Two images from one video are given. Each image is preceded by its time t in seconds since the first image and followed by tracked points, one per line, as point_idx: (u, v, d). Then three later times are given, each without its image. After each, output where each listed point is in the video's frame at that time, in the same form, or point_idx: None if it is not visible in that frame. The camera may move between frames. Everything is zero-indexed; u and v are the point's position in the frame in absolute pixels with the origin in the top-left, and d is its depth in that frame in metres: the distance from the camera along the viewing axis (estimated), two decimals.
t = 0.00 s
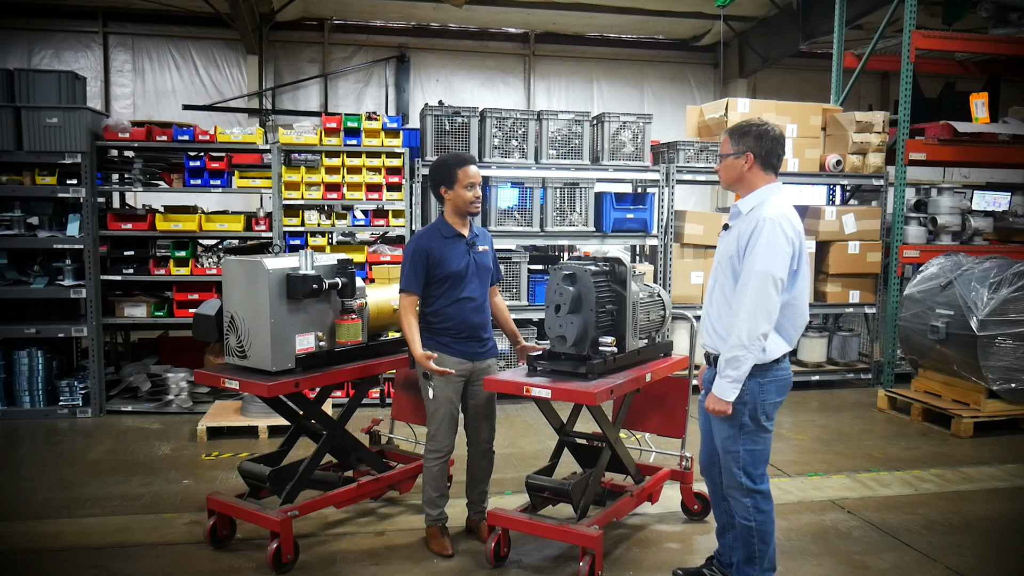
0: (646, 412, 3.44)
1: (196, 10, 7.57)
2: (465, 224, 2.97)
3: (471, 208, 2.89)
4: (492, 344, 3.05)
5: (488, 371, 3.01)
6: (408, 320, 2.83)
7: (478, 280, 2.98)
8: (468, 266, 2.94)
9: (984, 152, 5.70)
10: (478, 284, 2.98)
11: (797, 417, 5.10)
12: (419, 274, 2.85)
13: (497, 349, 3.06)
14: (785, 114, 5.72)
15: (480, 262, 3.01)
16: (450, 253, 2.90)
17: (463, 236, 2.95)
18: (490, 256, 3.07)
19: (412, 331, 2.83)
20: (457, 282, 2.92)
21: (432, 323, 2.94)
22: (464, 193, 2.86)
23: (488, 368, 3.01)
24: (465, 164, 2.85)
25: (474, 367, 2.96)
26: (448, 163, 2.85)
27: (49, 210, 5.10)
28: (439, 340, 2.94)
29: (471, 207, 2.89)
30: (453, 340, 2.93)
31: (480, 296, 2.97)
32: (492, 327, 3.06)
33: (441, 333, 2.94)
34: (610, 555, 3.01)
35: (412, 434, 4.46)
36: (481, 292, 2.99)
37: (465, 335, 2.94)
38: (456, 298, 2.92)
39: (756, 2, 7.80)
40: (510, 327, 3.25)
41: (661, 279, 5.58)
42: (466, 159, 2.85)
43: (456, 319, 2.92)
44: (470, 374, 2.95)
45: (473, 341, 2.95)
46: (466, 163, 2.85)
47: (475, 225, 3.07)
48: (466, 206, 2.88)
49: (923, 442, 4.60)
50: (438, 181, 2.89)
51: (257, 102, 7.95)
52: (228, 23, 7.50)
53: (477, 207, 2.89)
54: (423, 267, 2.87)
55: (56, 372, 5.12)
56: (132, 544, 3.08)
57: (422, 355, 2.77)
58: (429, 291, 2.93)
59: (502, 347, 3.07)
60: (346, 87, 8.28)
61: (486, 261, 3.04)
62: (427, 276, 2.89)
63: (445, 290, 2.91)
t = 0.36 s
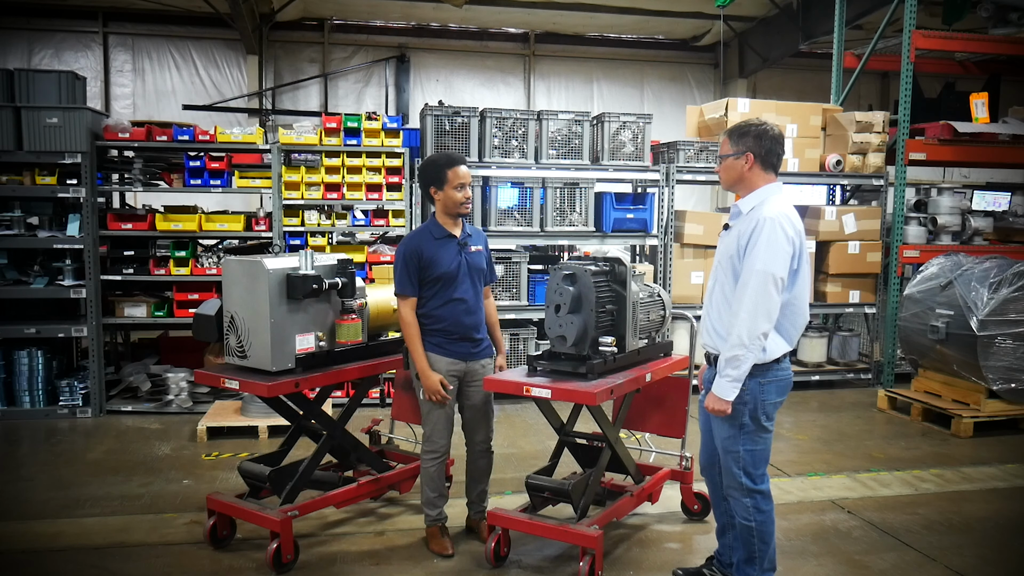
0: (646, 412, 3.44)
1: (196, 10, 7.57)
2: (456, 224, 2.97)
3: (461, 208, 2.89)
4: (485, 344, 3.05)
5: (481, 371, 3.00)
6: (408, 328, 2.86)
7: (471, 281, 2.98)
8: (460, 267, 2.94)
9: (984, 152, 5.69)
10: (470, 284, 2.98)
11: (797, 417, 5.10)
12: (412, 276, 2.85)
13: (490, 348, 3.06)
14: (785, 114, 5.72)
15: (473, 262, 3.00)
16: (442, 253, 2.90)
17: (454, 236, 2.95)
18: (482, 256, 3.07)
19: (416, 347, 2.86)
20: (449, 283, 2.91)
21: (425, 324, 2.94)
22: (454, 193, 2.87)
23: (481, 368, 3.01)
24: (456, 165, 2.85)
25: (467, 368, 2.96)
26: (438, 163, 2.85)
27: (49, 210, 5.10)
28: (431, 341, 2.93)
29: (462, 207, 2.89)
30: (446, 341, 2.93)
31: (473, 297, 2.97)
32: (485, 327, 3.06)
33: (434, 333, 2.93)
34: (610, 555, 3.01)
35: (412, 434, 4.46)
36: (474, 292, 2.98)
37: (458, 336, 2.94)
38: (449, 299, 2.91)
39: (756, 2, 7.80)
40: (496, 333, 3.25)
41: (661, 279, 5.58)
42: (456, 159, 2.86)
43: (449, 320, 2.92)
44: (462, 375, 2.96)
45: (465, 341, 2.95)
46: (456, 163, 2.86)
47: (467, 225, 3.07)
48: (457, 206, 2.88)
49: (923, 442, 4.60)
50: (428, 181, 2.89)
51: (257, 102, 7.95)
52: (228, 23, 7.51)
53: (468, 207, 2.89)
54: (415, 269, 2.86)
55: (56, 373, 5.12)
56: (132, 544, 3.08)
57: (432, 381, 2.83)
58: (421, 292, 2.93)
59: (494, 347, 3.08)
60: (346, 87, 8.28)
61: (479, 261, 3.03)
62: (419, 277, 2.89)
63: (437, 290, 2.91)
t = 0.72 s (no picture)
0: (646, 412, 3.44)
1: (196, 10, 7.57)
2: (448, 225, 2.97)
3: (454, 210, 2.88)
4: (481, 343, 3.05)
5: (477, 370, 3.01)
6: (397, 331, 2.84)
7: (464, 282, 2.97)
8: (453, 267, 2.94)
9: (984, 152, 5.70)
10: (463, 285, 2.97)
11: (797, 417, 5.10)
12: (404, 279, 2.85)
13: (486, 348, 3.07)
14: (785, 114, 5.72)
15: (467, 262, 2.99)
16: (434, 255, 2.90)
17: (447, 238, 2.95)
18: (477, 255, 3.06)
19: (400, 351, 2.83)
20: (442, 285, 2.91)
21: (419, 325, 2.95)
22: (445, 196, 2.86)
23: (477, 368, 3.01)
24: (447, 167, 2.84)
25: (461, 367, 2.97)
26: (428, 165, 2.84)
27: (49, 210, 5.10)
28: (425, 341, 2.94)
29: (455, 209, 2.89)
30: (440, 342, 2.94)
31: (466, 297, 2.97)
32: (479, 326, 3.06)
33: (427, 334, 2.94)
34: (610, 555, 3.01)
35: (412, 434, 4.46)
36: (467, 293, 2.98)
37: (451, 336, 2.94)
38: (442, 301, 2.92)
39: (756, 2, 7.80)
40: (501, 328, 3.24)
41: (661, 279, 5.57)
42: (448, 161, 2.85)
43: (442, 321, 2.92)
44: (456, 375, 2.96)
45: (459, 342, 2.96)
46: (447, 165, 2.84)
47: (461, 224, 3.06)
48: (449, 208, 2.88)
49: (923, 442, 4.60)
50: (419, 183, 2.88)
51: (257, 102, 7.95)
52: (228, 23, 7.51)
53: (460, 209, 2.89)
54: (408, 271, 2.86)
55: (56, 373, 5.12)
56: (132, 544, 3.08)
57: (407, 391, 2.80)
58: (414, 295, 2.93)
59: (491, 345, 3.07)
60: (346, 87, 8.28)
61: (473, 261, 3.02)
62: (412, 279, 2.89)
63: (430, 292, 2.91)
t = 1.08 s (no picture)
0: (646, 412, 3.44)
1: (196, 10, 7.57)
2: (453, 224, 2.97)
3: (458, 209, 2.89)
4: (483, 343, 3.05)
5: (479, 370, 3.01)
6: (404, 329, 2.86)
7: (468, 281, 2.97)
8: (456, 267, 2.94)
9: (984, 152, 5.70)
10: (467, 284, 2.97)
11: (798, 417, 5.10)
12: (408, 277, 2.85)
13: (488, 348, 3.07)
14: (785, 114, 5.72)
15: (471, 262, 2.99)
16: (438, 254, 2.90)
17: (451, 237, 2.95)
18: (481, 255, 3.06)
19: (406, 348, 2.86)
20: (446, 284, 2.91)
21: (422, 323, 2.95)
22: (451, 195, 2.86)
23: (479, 368, 3.01)
24: (453, 165, 2.84)
25: (464, 367, 2.97)
26: (435, 164, 2.85)
27: (49, 210, 5.10)
28: (428, 340, 2.94)
29: (460, 209, 2.89)
30: (442, 341, 2.94)
31: (470, 297, 2.97)
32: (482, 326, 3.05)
33: (431, 333, 2.94)
34: (610, 555, 3.01)
35: (412, 434, 4.46)
36: (470, 292, 2.98)
37: (454, 336, 2.94)
38: (445, 300, 2.92)
39: (756, 2, 7.80)
40: (502, 329, 3.23)
41: (661, 279, 5.57)
42: (456, 160, 2.86)
43: (446, 320, 2.93)
44: (458, 374, 2.96)
45: (461, 342, 2.96)
46: (454, 165, 2.85)
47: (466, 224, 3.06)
48: (453, 206, 2.88)
49: (923, 442, 4.60)
50: (425, 181, 2.89)
51: (257, 102, 7.95)
52: (228, 23, 7.51)
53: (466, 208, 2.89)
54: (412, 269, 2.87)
55: (56, 373, 5.12)
56: (132, 544, 3.08)
57: (419, 389, 2.84)
58: (418, 293, 2.93)
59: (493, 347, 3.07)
60: (346, 87, 8.28)
61: (477, 260, 3.02)
62: (416, 278, 2.89)
63: (434, 291, 2.92)
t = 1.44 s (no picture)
0: (646, 412, 3.44)
1: (196, 10, 7.57)
2: (468, 223, 2.98)
3: (474, 207, 2.90)
4: (497, 344, 3.04)
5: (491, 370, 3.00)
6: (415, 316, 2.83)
7: (482, 280, 2.98)
8: (471, 265, 2.94)
9: (984, 152, 5.70)
10: (481, 283, 2.97)
11: (798, 417, 5.10)
12: (421, 273, 2.87)
13: (502, 349, 3.06)
14: (785, 114, 5.72)
15: (485, 261, 3.00)
16: (452, 251, 2.91)
17: (465, 235, 2.96)
18: (495, 255, 3.06)
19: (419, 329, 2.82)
20: (459, 281, 2.92)
21: (435, 321, 2.96)
22: (467, 192, 2.88)
23: (492, 368, 3.00)
24: (469, 163, 2.86)
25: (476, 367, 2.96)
26: (453, 162, 2.86)
27: (49, 210, 5.10)
28: (441, 338, 2.95)
29: (476, 207, 2.90)
30: (456, 339, 2.94)
31: (484, 295, 2.97)
32: (496, 326, 3.05)
33: (444, 331, 2.95)
34: (610, 555, 3.01)
35: (412, 434, 4.46)
36: (484, 290, 2.98)
37: (467, 334, 2.94)
38: (459, 297, 2.92)
39: (756, 2, 7.80)
40: (512, 331, 3.24)
41: (661, 279, 5.57)
42: (473, 158, 2.87)
43: (459, 318, 2.93)
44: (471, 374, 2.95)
45: (474, 340, 2.96)
46: (472, 163, 2.87)
47: (480, 224, 3.07)
48: (470, 204, 2.89)
49: (923, 442, 4.60)
50: (442, 179, 2.91)
51: (257, 102, 7.95)
52: (228, 23, 7.50)
53: (482, 206, 2.90)
54: (426, 266, 2.88)
55: (56, 373, 5.12)
56: (132, 544, 3.08)
57: (446, 354, 2.77)
58: (431, 290, 2.95)
59: (507, 348, 3.06)
60: (346, 87, 8.28)
61: (491, 260, 3.03)
62: (429, 274, 2.91)
63: (447, 288, 2.92)
